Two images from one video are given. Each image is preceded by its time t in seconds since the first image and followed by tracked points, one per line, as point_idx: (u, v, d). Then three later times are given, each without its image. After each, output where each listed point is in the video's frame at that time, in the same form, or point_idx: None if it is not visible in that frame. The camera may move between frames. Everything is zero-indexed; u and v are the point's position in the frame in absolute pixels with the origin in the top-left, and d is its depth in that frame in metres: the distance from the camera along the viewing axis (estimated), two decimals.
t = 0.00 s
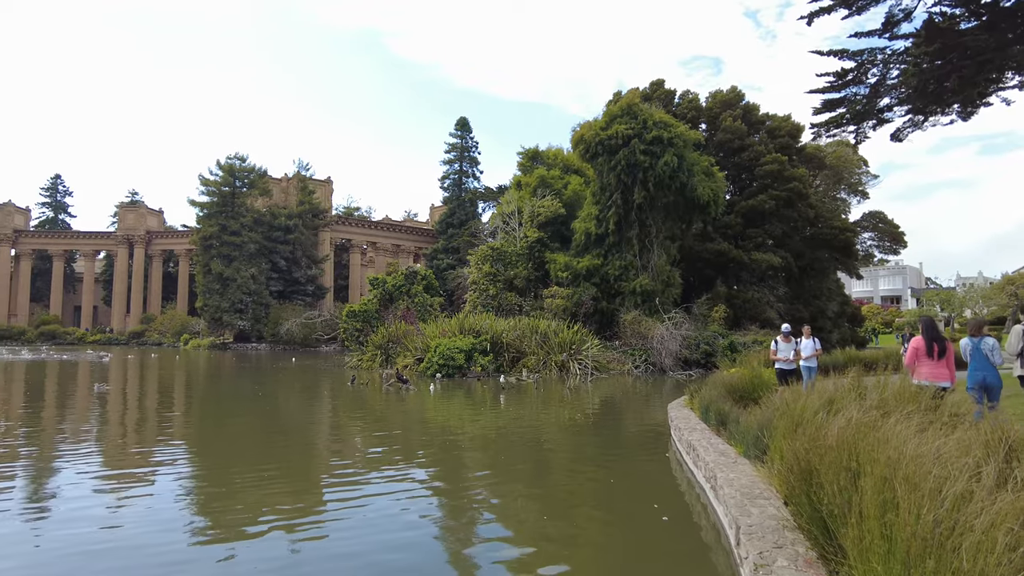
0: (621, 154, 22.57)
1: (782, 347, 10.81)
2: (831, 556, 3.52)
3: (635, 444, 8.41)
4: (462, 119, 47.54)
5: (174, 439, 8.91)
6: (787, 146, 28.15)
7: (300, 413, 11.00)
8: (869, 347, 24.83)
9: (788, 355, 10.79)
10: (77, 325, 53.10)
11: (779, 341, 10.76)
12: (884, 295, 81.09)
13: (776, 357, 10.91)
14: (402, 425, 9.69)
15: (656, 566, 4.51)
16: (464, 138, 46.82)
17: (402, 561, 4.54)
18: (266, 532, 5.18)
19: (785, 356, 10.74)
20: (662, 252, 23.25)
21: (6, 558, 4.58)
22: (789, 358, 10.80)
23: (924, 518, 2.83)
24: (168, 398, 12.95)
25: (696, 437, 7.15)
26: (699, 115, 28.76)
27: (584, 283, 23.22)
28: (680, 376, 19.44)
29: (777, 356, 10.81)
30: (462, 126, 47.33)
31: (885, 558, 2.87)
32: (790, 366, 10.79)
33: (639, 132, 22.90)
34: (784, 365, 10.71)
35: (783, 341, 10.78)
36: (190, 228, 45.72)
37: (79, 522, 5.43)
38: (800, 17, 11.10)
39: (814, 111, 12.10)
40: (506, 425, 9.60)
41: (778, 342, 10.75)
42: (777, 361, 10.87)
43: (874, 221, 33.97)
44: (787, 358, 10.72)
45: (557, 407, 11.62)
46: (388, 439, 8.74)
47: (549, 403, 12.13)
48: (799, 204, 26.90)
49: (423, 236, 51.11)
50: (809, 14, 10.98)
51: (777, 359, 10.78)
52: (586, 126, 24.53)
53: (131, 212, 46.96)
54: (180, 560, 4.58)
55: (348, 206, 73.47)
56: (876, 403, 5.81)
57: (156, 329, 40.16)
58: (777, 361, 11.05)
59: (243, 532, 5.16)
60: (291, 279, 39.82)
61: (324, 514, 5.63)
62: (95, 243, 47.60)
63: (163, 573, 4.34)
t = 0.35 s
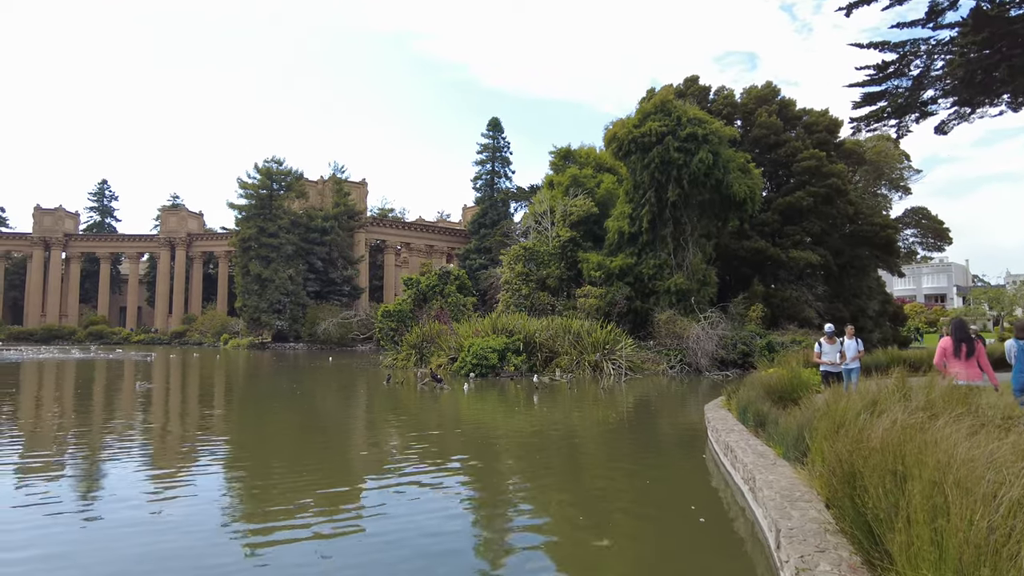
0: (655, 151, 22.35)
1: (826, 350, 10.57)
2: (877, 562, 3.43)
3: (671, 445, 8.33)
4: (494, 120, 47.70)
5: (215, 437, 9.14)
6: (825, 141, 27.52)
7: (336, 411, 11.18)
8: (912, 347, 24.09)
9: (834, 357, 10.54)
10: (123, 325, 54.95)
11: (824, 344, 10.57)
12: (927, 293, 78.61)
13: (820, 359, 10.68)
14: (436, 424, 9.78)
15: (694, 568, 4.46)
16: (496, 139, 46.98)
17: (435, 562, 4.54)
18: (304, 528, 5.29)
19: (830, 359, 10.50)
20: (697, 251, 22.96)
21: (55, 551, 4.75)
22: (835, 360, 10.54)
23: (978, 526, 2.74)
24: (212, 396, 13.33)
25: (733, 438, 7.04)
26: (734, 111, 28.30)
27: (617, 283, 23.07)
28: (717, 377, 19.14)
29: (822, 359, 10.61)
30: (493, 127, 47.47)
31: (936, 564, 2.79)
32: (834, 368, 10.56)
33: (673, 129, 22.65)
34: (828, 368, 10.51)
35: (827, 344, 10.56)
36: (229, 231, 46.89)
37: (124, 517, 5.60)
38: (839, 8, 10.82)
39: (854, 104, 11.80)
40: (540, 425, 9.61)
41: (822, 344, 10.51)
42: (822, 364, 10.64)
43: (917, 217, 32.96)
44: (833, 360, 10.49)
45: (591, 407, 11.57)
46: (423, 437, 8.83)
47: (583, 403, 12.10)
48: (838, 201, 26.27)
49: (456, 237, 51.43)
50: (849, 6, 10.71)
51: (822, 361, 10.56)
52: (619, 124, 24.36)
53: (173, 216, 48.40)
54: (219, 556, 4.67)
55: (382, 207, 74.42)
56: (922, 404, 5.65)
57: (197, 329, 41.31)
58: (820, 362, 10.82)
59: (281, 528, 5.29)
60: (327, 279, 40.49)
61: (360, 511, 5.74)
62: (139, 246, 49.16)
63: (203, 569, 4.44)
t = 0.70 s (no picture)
0: (689, 148, 22.06)
1: (871, 348, 10.12)
2: (925, 569, 3.33)
3: (706, 446, 8.20)
4: (525, 119, 47.73)
5: (255, 435, 9.33)
6: (864, 135, 26.81)
7: (372, 410, 11.32)
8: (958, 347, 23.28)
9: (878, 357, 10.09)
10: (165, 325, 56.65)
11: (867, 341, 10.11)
12: (975, 291, 75.94)
13: (864, 358, 10.24)
14: (469, 423, 9.83)
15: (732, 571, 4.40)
16: (528, 138, 47.00)
17: (468, 561, 4.56)
18: (340, 526, 5.37)
19: (875, 358, 10.03)
20: (732, 248, 22.60)
21: (103, 546, 4.90)
22: (880, 360, 10.09)
23: None
24: (253, 395, 13.65)
25: (772, 439, 6.91)
26: (770, 107, 27.76)
27: (650, 282, 22.83)
28: (754, 377, 18.80)
29: (864, 358, 10.16)
30: (525, 126, 47.52)
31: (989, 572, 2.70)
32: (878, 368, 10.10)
33: (708, 125, 22.35)
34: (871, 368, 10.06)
35: (872, 342, 10.08)
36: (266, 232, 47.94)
37: (168, 512, 5.77)
38: None
39: (896, 97, 11.49)
40: (574, 425, 9.58)
41: (866, 343, 10.06)
42: (865, 363, 10.20)
43: (962, 213, 31.87)
44: (877, 360, 10.02)
45: (625, 407, 11.48)
46: (457, 436, 8.88)
47: (616, 403, 12.01)
48: (879, 197, 25.60)
49: (488, 237, 51.62)
50: None
51: (865, 360, 10.12)
52: (652, 122, 24.12)
53: (213, 218, 49.71)
54: (259, 552, 4.77)
55: (415, 208, 75.19)
56: (970, 406, 5.47)
57: (236, 329, 42.35)
58: (864, 362, 10.40)
59: (317, 526, 5.38)
60: (362, 280, 41.06)
61: (394, 509, 5.79)
62: (180, 248, 50.61)
63: (243, 564, 4.55)
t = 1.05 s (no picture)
0: (726, 145, 21.69)
1: (925, 350, 9.92)
2: None
3: (744, 447, 8.07)
4: (559, 118, 47.65)
5: (295, 433, 9.51)
6: (907, 129, 26.01)
7: (409, 408, 11.46)
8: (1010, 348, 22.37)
9: (933, 360, 9.85)
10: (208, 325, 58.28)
11: (920, 343, 9.92)
12: None
13: (916, 360, 10.02)
14: (504, 422, 9.86)
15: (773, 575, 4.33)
16: (562, 137, 46.91)
17: (506, 560, 4.59)
18: (378, 523, 5.45)
19: (928, 360, 9.84)
20: (772, 246, 22.20)
21: (152, 539, 5.07)
22: (934, 362, 9.87)
23: None
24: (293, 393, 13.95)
25: (814, 440, 6.77)
26: (809, 101, 27.10)
27: (687, 281, 22.52)
28: (795, 377, 18.38)
29: (917, 360, 9.95)
30: (558, 125, 47.44)
31: None
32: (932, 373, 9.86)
33: (745, 121, 21.96)
34: (924, 372, 9.84)
35: (926, 344, 9.88)
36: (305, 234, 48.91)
37: (212, 508, 5.90)
38: None
39: (943, 89, 11.12)
40: (610, 425, 9.53)
41: (921, 344, 9.86)
42: (918, 365, 9.98)
43: (1014, 207, 30.60)
44: (931, 362, 9.82)
45: (660, 408, 11.38)
46: (493, 435, 8.91)
47: (652, 404, 11.91)
48: (924, 191, 24.82)
49: (522, 236, 51.69)
50: None
51: (918, 362, 9.91)
52: (687, 118, 23.81)
53: (253, 221, 50.94)
54: (299, 549, 4.84)
55: (449, 208, 75.78)
56: None
57: (276, 328, 43.29)
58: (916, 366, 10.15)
59: (357, 523, 5.46)
60: (399, 280, 41.56)
61: (432, 507, 5.86)
62: (221, 250, 51.99)
63: (285, 561, 4.62)
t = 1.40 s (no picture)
0: (768, 140, 21.18)
1: (992, 349, 9.52)
2: None
3: (789, 450, 7.89)
4: (596, 117, 47.41)
5: (337, 431, 9.69)
6: (959, 120, 25.04)
7: (448, 407, 11.57)
8: None
9: (1002, 359, 9.42)
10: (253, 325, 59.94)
11: (985, 342, 9.53)
12: None
13: (983, 359, 9.60)
14: (542, 422, 9.87)
15: None
16: (599, 136, 46.66)
17: (547, 560, 4.60)
18: (419, 522, 5.51)
19: (996, 359, 9.43)
20: (816, 243, 21.64)
21: (202, 534, 5.24)
22: (1002, 362, 9.44)
23: None
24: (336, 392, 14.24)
25: (862, 443, 6.58)
26: (855, 94, 26.27)
27: (729, 279, 22.09)
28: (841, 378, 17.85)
29: (984, 360, 9.54)
30: (596, 123, 47.20)
31: None
32: (1002, 372, 9.42)
33: (787, 116, 21.44)
34: (993, 371, 9.41)
35: (993, 342, 9.49)
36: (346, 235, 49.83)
37: (256, 505, 6.04)
38: None
39: (1000, 78, 10.65)
40: (649, 426, 9.43)
41: (987, 342, 9.47)
42: (984, 365, 9.57)
43: None
44: (1000, 361, 9.40)
45: (701, 409, 11.21)
46: (530, 435, 8.92)
47: (693, 404, 11.75)
48: (977, 185, 23.94)
49: (559, 236, 51.61)
50: None
51: (985, 361, 9.49)
52: (728, 114, 23.35)
53: (295, 223, 52.15)
54: (341, 547, 4.92)
55: (486, 208, 76.13)
56: None
57: (318, 328, 44.21)
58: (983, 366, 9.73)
59: (398, 521, 5.53)
60: (437, 280, 42.00)
61: (471, 506, 5.90)
62: (265, 252, 53.40)
63: (327, 558, 4.70)
